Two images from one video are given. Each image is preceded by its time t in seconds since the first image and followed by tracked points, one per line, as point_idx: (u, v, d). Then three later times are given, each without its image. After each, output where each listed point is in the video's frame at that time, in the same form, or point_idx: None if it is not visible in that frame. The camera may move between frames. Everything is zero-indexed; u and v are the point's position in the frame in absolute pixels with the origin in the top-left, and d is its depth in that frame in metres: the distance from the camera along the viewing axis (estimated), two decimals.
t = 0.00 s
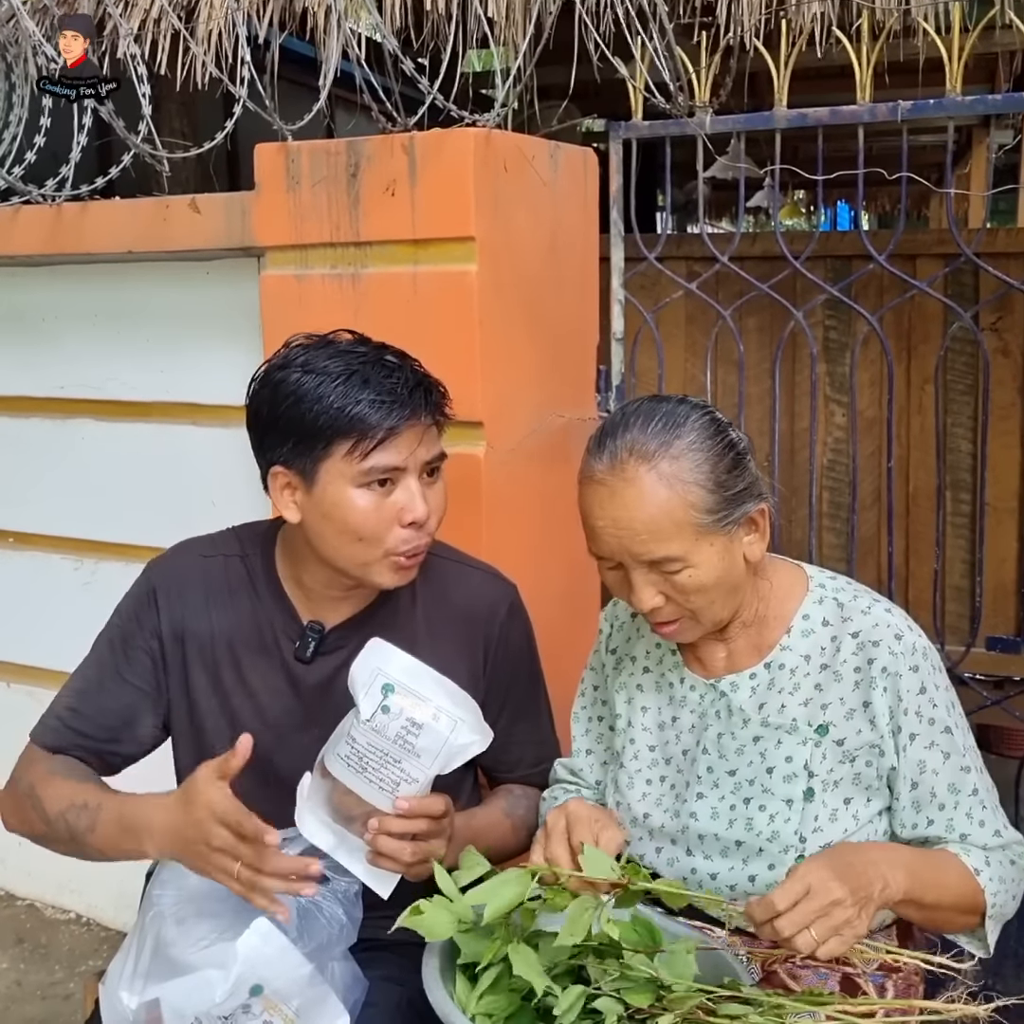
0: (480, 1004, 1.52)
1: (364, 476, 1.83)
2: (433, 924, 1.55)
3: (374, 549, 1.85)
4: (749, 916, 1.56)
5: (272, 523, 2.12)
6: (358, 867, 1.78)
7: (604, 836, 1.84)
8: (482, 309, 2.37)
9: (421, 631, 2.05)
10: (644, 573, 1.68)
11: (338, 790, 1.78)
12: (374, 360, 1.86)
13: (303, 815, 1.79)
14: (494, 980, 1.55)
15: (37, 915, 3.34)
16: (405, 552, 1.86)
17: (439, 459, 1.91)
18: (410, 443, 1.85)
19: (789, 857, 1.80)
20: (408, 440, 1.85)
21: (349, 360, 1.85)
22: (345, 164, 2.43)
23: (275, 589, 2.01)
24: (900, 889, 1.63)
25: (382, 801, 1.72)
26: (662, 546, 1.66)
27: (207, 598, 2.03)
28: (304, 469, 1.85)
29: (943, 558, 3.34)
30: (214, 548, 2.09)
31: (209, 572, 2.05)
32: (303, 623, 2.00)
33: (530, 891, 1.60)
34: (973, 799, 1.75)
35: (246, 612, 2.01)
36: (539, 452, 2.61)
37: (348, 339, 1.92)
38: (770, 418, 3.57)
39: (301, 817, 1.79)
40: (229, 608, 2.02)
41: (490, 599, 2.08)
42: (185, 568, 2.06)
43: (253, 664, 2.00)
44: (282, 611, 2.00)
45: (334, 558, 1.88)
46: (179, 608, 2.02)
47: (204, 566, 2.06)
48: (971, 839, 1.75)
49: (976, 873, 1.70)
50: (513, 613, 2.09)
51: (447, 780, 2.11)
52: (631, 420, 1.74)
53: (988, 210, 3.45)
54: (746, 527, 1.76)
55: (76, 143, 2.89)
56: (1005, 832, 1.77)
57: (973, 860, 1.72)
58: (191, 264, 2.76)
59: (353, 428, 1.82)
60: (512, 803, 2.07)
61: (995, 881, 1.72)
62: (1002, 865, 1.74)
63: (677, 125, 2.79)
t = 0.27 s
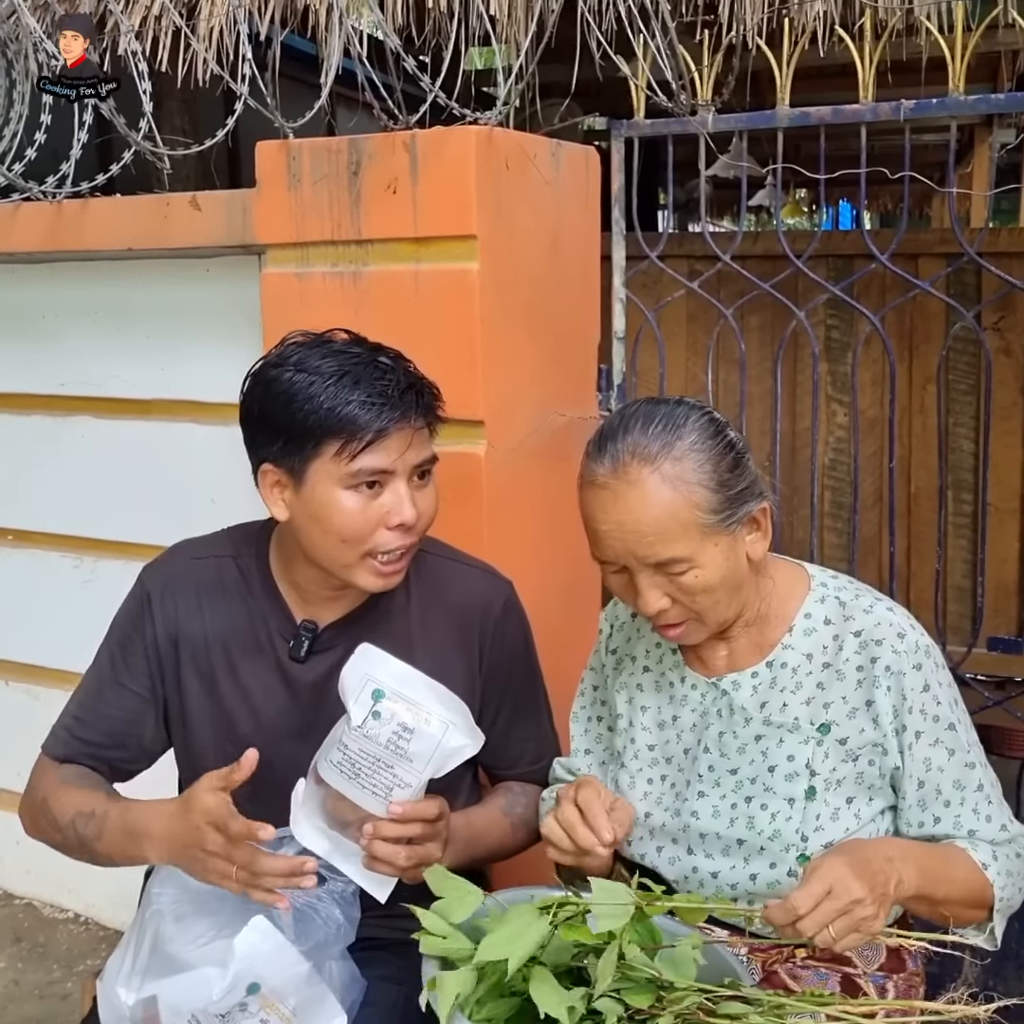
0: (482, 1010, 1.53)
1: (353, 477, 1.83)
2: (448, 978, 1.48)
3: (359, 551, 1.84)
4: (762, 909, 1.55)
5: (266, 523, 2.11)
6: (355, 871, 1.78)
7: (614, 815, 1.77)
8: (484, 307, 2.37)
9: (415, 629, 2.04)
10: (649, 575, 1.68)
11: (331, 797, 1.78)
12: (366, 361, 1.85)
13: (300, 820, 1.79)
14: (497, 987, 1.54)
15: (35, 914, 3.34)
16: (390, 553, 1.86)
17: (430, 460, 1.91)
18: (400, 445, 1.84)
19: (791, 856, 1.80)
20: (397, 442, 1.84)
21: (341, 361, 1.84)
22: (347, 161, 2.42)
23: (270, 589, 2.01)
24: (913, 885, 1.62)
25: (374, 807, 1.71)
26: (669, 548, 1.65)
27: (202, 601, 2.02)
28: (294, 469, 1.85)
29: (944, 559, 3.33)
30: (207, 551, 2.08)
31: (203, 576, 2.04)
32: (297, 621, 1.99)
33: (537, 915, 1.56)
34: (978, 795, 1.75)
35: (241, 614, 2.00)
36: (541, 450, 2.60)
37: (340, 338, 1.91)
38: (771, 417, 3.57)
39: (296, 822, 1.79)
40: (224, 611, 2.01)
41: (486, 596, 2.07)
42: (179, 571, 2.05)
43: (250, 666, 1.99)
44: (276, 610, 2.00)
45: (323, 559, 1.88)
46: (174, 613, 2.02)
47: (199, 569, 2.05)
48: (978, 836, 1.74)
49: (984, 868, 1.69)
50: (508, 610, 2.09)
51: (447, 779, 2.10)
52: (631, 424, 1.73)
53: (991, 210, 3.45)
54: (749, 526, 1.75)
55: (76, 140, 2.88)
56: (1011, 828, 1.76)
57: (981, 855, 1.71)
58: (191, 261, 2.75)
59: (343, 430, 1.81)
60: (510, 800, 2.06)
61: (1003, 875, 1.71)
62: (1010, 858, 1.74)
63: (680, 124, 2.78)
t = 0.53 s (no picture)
0: (483, 1007, 1.51)
1: (344, 464, 1.82)
2: (447, 965, 1.50)
3: (355, 538, 1.83)
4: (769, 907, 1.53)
5: (264, 516, 2.11)
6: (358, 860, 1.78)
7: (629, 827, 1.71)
8: (483, 302, 2.36)
9: (413, 622, 2.04)
10: (654, 568, 1.67)
11: (334, 781, 1.78)
12: (351, 347, 1.85)
13: (302, 806, 1.79)
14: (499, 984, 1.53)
15: (32, 912, 3.33)
16: (385, 539, 1.85)
17: (421, 445, 1.90)
18: (389, 429, 1.83)
19: (791, 852, 1.79)
20: (386, 426, 1.83)
21: (327, 348, 1.84)
22: (347, 157, 2.41)
23: (268, 582, 2.00)
24: (914, 876, 1.62)
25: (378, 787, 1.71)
26: (673, 540, 1.64)
27: (199, 594, 2.01)
28: (284, 457, 1.85)
29: (944, 558, 3.33)
30: (205, 543, 2.07)
31: (200, 568, 2.03)
32: (295, 614, 1.98)
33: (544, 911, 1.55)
34: (979, 792, 1.74)
35: (238, 607, 2.00)
36: (540, 446, 2.60)
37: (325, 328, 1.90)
38: (772, 415, 3.56)
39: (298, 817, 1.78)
40: (221, 604, 2.00)
41: (484, 590, 2.06)
42: (176, 563, 2.05)
43: (246, 659, 1.99)
44: (274, 605, 1.98)
45: (317, 548, 1.87)
46: (171, 605, 2.01)
47: (196, 561, 2.04)
48: (979, 830, 1.73)
49: (986, 862, 1.68)
50: (506, 603, 2.08)
51: (446, 775, 2.10)
52: (633, 418, 1.72)
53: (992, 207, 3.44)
54: (750, 518, 1.75)
55: (75, 136, 2.87)
56: (1012, 823, 1.75)
57: (982, 849, 1.70)
58: (190, 257, 2.74)
59: (331, 415, 1.80)
60: (509, 791, 2.06)
61: (1004, 869, 1.69)
62: (1010, 853, 1.72)
63: (680, 120, 2.77)
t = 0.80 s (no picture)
0: (484, 1006, 1.51)
1: (346, 466, 1.81)
2: (449, 966, 1.47)
3: (360, 539, 1.83)
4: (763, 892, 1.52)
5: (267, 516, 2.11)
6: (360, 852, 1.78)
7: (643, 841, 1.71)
8: (483, 300, 2.35)
9: (413, 619, 2.03)
10: (655, 564, 1.66)
11: (336, 770, 1.78)
12: (343, 348, 1.84)
13: (302, 797, 1.79)
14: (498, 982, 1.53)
15: (31, 912, 3.32)
16: (392, 536, 1.85)
17: (419, 442, 1.89)
18: (388, 429, 1.83)
19: (792, 851, 1.79)
20: (385, 425, 1.83)
21: (319, 350, 1.83)
22: (346, 155, 2.41)
23: (270, 581, 2.00)
24: (912, 870, 1.61)
25: (380, 775, 1.71)
26: (675, 534, 1.64)
27: (202, 591, 2.02)
28: (285, 463, 1.84)
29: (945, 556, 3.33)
30: (206, 541, 2.08)
31: (203, 567, 2.04)
32: (296, 612, 1.98)
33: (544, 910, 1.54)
34: (980, 792, 1.74)
35: (240, 605, 2.00)
36: (541, 444, 2.59)
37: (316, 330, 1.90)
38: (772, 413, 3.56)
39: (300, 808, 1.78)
40: (223, 602, 2.01)
41: (484, 586, 2.06)
42: (178, 561, 2.05)
43: (248, 657, 1.99)
44: (276, 604, 1.99)
45: (322, 550, 1.86)
46: (175, 603, 2.02)
47: (198, 559, 2.05)
48: (980, 830, 1.73)
49: (985, 861, 1.68)
50: (506, 599, 2.07)
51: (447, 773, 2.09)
52: (634, 414, 1.72)
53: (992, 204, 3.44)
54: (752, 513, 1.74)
55: (74, 134, 2.86)
56: (1013, 824, 1.75)
57: (982, 847, 1.70)
58: (190, 255, 2.73)
59: (331, 418, 1.80)
60: (510, 788, 2.06)
61: (1003, 869, 1.69)
62: (1010, 853, 1.72)
63: (680, 118, 2.76)
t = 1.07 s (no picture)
0: (484, 1004, 1.50)
1: (358, 480, 1.81)
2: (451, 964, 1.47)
3: (370, 552, 1.83)
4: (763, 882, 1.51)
5: (266, 518, 2.10)
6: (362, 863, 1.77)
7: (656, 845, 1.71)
8: (484, 301, 2.35)
9: (415, 622, 2.03)
10: (654, 563, 1.66)
11: (337, 785, 1.76)
12: (360, 360, 1.84)
13: (304, 811, 1.77)
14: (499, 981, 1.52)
15: (30, 914, 3.32)
16: (402, 553, 1.84)
17: (432, 458, 1.89)
18: (402, 445, 1.82)
19: (794, 852, 1.79)
20: (399, 441, 1.82)
21: (336, 361, 1.83)
22: (345, 155, 2.40)
23: (269, 584, 1.99)
24: (912, 871, 1.61)
25: (382, 793, 1.70)
26: (674, 534, 1.63)
27: (202, 596, 2.01)
28: (296, 473, 1.83)
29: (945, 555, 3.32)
30: (206, 545, 2.07)
31: (203, 571, 2.03)
32: (298, 616, 1.98)
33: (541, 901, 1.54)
34: (982, 793, 1.73)
35: (241, 609, 1.99)
36: (541, 444, 2.59)
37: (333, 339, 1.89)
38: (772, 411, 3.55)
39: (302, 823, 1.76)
40: (224, 606, 2.00)
41: (487, 589, 2.06)
42: (178, 566, 2.04)
43: (249, 661, 1.98)
44: (277, 608, 1.98)
45: (329, 561, 1.86)
46: (175, 608, 2.01)
47: (198, 564, 2.04)
48: (981, 832, 1.72)
49: (986, 862, 1.68)
50: (508, 603, 2.07)
51: (448, 775, 2.09)
52: (638, 411, 1.72)
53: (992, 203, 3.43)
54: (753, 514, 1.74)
55: (73, 133, 2.86)
56: (1014, 826, 1.74)
57: (983, 849, 1.70)
58: (189, 254, 2.73)
59: (344, 431, 1.79)
60: (511, 793, 2.05)
61: (1005, 871, 1.69)
62: (1011, 855, 1.72)
63: (680, 118, 2.76)
